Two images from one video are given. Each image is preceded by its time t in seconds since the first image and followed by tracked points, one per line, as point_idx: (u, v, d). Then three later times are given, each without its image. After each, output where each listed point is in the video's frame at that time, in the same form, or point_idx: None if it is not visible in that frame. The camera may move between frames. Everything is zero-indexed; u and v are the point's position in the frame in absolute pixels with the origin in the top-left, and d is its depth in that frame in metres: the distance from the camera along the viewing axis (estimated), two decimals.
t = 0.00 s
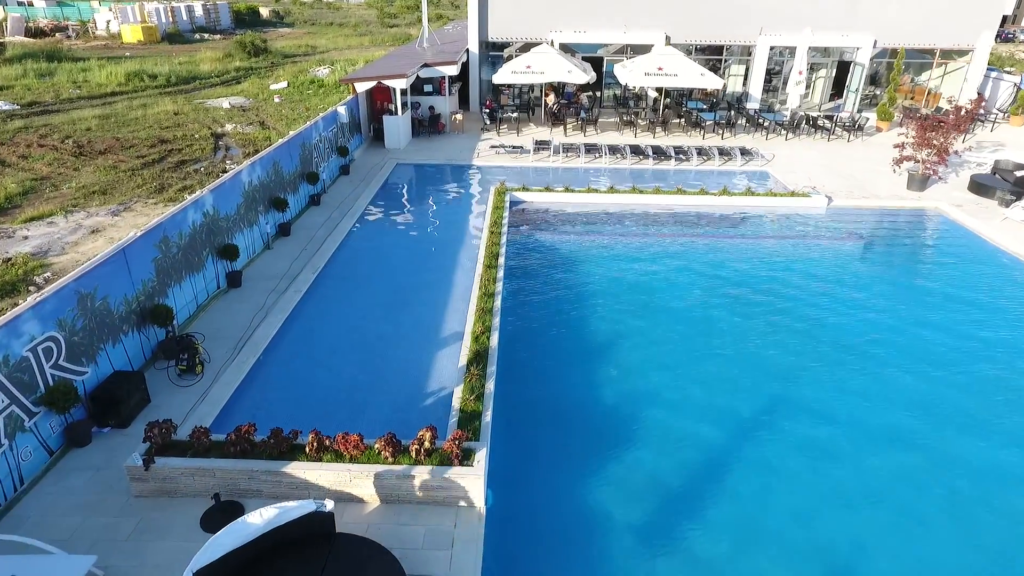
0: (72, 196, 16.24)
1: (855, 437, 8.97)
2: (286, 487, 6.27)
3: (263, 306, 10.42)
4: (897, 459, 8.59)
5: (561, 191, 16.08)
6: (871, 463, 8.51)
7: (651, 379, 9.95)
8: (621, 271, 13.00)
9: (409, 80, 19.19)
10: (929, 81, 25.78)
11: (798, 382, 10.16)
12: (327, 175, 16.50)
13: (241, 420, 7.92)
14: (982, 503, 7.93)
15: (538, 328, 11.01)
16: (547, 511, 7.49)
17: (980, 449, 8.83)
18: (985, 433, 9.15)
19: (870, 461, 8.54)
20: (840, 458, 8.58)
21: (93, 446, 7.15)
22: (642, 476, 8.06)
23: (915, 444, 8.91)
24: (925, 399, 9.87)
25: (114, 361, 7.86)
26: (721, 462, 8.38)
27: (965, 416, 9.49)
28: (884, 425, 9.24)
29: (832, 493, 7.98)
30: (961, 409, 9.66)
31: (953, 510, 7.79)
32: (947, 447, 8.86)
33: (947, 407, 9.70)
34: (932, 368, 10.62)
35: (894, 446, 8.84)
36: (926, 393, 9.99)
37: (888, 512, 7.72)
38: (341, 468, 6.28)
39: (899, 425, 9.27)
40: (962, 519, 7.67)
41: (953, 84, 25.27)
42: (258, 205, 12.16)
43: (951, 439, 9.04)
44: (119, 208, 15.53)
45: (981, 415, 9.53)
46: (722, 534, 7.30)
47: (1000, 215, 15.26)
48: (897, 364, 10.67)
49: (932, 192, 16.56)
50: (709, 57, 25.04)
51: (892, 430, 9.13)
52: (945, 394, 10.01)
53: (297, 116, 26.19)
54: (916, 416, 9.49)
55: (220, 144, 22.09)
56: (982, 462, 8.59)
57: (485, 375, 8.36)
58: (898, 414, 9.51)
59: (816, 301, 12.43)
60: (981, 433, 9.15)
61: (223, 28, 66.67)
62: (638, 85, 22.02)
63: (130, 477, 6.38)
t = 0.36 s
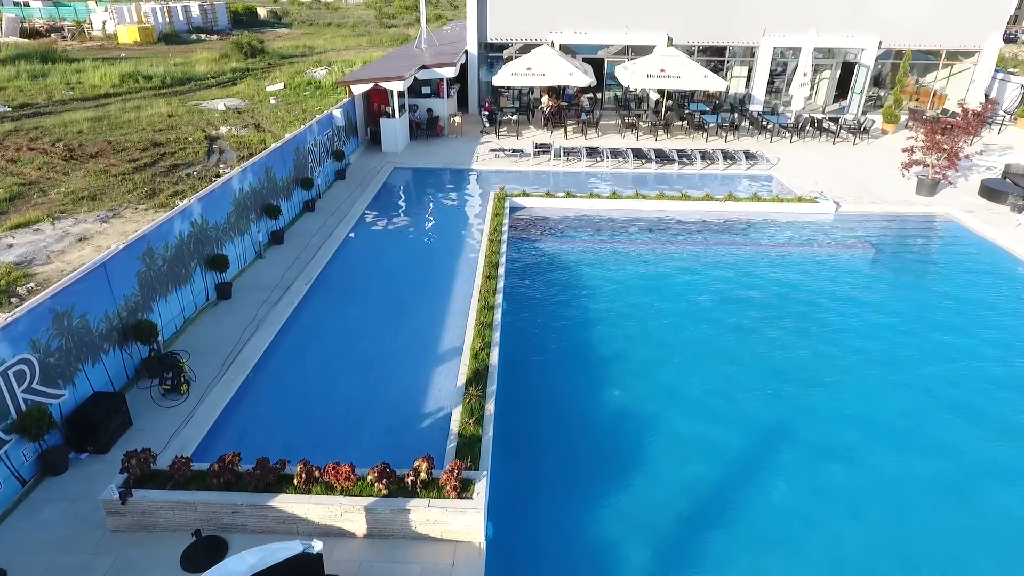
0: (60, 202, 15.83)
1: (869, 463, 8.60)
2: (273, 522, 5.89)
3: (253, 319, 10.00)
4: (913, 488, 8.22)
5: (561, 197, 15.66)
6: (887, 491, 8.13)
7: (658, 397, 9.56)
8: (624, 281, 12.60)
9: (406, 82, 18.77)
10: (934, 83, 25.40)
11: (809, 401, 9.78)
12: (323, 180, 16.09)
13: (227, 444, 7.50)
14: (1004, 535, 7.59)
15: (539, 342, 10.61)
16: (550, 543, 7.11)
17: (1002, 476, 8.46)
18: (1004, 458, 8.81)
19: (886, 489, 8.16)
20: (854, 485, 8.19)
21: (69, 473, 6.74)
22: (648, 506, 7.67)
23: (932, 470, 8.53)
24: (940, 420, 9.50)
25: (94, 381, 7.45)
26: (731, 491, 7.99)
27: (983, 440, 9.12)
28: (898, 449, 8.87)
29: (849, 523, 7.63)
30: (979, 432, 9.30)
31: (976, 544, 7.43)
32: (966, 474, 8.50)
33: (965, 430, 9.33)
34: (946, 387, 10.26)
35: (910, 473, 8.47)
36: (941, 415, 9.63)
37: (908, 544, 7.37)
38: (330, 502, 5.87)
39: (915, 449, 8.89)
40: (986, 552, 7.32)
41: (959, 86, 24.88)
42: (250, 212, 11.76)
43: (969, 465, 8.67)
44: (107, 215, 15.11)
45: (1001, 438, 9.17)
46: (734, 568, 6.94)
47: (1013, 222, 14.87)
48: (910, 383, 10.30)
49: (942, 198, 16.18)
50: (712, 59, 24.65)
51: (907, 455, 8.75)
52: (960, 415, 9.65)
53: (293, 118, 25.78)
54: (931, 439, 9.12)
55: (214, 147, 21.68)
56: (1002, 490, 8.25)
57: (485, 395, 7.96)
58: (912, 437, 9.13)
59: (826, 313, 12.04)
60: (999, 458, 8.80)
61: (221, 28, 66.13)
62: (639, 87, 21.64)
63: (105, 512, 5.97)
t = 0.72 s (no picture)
0: (42, 209, 15.36)
1: (884, 481, 8.19)
2: (254, 562, 5.47)
3: (239, 333, 9.57)
4: (932, 508, 7.82)
5: (559, 201, 15.27)
6: (904, 511, 7.73)
7: (662, 412, 9.18)
8: (625, 289, 12.23)
9: (399, 84, 18.36)
10: (934, 84, 25.16)
11: (819, 414, 9.38)
12: (314, 185, 15.67)
13: (208, 469, 7.07)
14: None
15: (538, 356, 10.22)
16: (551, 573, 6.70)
17: None
18: None
19: (903, 510, 7.76)
20: (869, 506, 7.80)
21: (39, 506, 6.32)
22: (653, 533, 7.26)
23: (951, 488, 8.13)
24: (956, 434, 9.11)
25: (67, 405, 7.03)
26: (740, 515, 7.58)
27: (1002, 454, 8.73)
28: (914, 465, 8.48)
29: (866, 546, 7.24)
30: (998, 445, 8.90)
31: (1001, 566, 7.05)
32: (986, 490, 8.12)
33: (983, 443, 8.93)
34: (960, 398, 9.87)
35: (927, 490, 8.06)
36: (957, 428, 9.23)
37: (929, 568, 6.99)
38: (317, 541, 5.47)
39: (932, 465, 8.50)
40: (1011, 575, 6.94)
41: (959, 86, 24.66)
42: (236, 221, 11.33)
43: (989, 482, 8.27)
44: (91, 222, 14.65)
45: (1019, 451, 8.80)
46: None
47: (1020, 226, 14.55)
48: (922, 394, 9.92)
49: (947, 201, 15.86)
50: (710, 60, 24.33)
51: (924, 472, 8.36)
52: (978, 428, 9.25)
53: (284, 121, 25.32)
54: (948, 454, 8.72)
55: (203, 151, 21.21)
56: None
57: (482, 417, 7.56)
58: (928, 452, 8.74)
59: (833, 321, 11.69)
60: (1019, 474, 8.43)
61: (212, 29, 65.40)
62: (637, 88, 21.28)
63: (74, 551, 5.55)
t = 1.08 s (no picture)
0: (16, 217, 14.82)
1: (895, 503, 7.86)
2: None
3: (219, 350, 9.13)
4: (945, 531, 7.50)
5: (552, 207, 14.91)
6: (916, 533, 7.41)
7: (661, 430, 8.83)
8: (621, 299, 11.89)
9: (387, 87, 17.94)
10: (927, 84, 25.04)
11: (823, 428, 9.08)
12: (299, 191, 15.22)
13: (184, 502, 6.64)
14: None
15: (532, 372, 9.84)
16: None
17: None
18: None
19: (914, 531, 7.46)
20: (879, 528, 7.49)
21: None
22: (658, 562, 6.88)
23: (964, 507, 7.82)
24: (965, 449, 8.83)
25: (31, 433, 6.58)
26: (747, 543, 7.23)
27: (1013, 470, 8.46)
28: (923, 483, 8.18)
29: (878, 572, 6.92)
30: (1008, 462, 8.62)
31: None
32: (998, 509, 7.83)
33: (995, 460, 8.64)
34: (968, 412, 9.59)
35: (939, 511, 7.75)
36: (965, 444, 8.95)
37: None
38: None
39: (942, 482, 8.20)
40: None
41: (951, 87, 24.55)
42: (217, 230, 10.88)
43: (1002, 502, 7.98)
44: (67, 231, 14.14)
45: None
46: None
47: (1020, 230, 14.37)
48: (929, 407, 9.63)
49: (944, 205, 15.68)
50: (702, 61, 24.06)
51: (934, 490, 8.06)
52: (987, 443, 8.97)
53: (269, 123, 24.81)
54: (958, 471, 8.42)
55: (185, 155, 20.69)
56: None
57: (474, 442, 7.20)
58: (937, 467, 8.45)
59: (834, 330, 11.40)
60: None
61: (198, 29, 64.52)
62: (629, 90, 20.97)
63: None
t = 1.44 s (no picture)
0: None
1: (906, 529, 7.57)
2: None
3: (198, 369, 8.70)
4: (957, 556, 7.21)
5: (545, 213, 14.54)
6: (926, 561, 7.16)
7: (661, 451, 8.52)
8: (617, 309, 11.55)
9: (375, 90, 17.51)
10: (920, 84, 24.90)
11: (828, 447, 8.79)
12: (285, 197, 14.78)
13: (158, 539, 6.21)
14: None
15: (527, 389, 9.49)
16: None
17: None
18: None
19: (924, 557, 7.20)
20: (888, 555, 7.22)
21: None
22: None
23: (975, 531, 7.56)
24: (973, 465, 8.56)
25: None
26: (753, 574, 6.93)
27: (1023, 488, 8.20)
28: (931, 505, 7.91)
29: None
30: (1019, 480, 8.35)
31: None
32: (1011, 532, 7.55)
33: (1005, 477, 8.37)
34: (975, 424, 9.33)
35: (949, 536, 7.49)
36: (972, 458, 8.69)
37: None
38: None
39: (951, 504, 7.94)
40: None
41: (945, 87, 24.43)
42: (198, 241, 10.44)
43: (1014, 521, 7.72)
44: (43, 240, 13.63)
45: None
46: None
47: (1020, 234, 14.16)
48: (937, 422, 9.35)
49: (943, 208, 15.45)
50: (696, 62, 23.77)
51: (943, 514, 7.80)
52: (997, 459, 8.69)
53: (255, 126, 24.31)
54: (967, 490, 8.15)
55: (169, 159, 20.17)
56: None
57: (468, 472, 6.87)
58: (946, 488, 8.18)
59: (836, 339, 11.11)
60: None
61: (183, 29, 63.65)
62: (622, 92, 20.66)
63: None
